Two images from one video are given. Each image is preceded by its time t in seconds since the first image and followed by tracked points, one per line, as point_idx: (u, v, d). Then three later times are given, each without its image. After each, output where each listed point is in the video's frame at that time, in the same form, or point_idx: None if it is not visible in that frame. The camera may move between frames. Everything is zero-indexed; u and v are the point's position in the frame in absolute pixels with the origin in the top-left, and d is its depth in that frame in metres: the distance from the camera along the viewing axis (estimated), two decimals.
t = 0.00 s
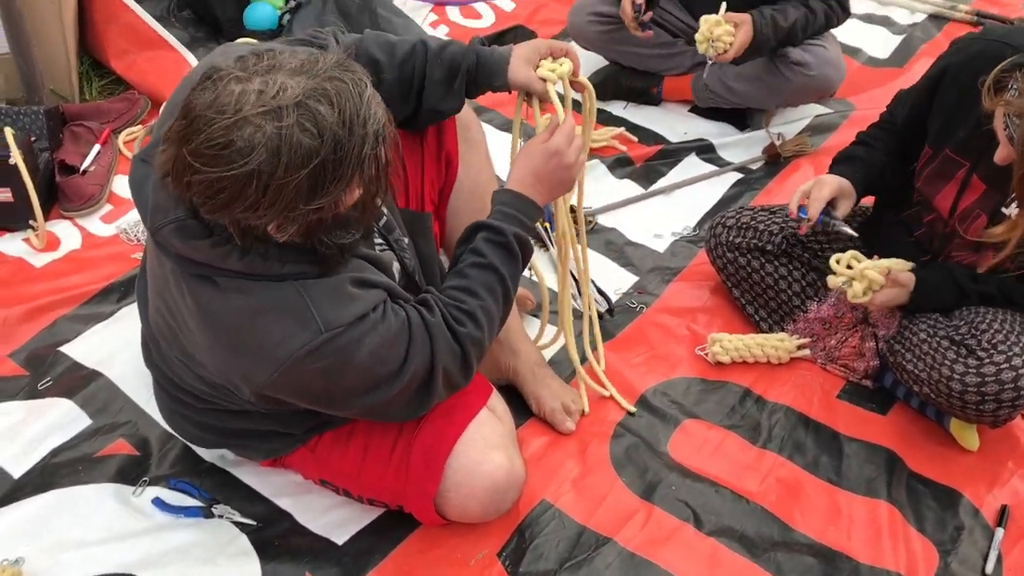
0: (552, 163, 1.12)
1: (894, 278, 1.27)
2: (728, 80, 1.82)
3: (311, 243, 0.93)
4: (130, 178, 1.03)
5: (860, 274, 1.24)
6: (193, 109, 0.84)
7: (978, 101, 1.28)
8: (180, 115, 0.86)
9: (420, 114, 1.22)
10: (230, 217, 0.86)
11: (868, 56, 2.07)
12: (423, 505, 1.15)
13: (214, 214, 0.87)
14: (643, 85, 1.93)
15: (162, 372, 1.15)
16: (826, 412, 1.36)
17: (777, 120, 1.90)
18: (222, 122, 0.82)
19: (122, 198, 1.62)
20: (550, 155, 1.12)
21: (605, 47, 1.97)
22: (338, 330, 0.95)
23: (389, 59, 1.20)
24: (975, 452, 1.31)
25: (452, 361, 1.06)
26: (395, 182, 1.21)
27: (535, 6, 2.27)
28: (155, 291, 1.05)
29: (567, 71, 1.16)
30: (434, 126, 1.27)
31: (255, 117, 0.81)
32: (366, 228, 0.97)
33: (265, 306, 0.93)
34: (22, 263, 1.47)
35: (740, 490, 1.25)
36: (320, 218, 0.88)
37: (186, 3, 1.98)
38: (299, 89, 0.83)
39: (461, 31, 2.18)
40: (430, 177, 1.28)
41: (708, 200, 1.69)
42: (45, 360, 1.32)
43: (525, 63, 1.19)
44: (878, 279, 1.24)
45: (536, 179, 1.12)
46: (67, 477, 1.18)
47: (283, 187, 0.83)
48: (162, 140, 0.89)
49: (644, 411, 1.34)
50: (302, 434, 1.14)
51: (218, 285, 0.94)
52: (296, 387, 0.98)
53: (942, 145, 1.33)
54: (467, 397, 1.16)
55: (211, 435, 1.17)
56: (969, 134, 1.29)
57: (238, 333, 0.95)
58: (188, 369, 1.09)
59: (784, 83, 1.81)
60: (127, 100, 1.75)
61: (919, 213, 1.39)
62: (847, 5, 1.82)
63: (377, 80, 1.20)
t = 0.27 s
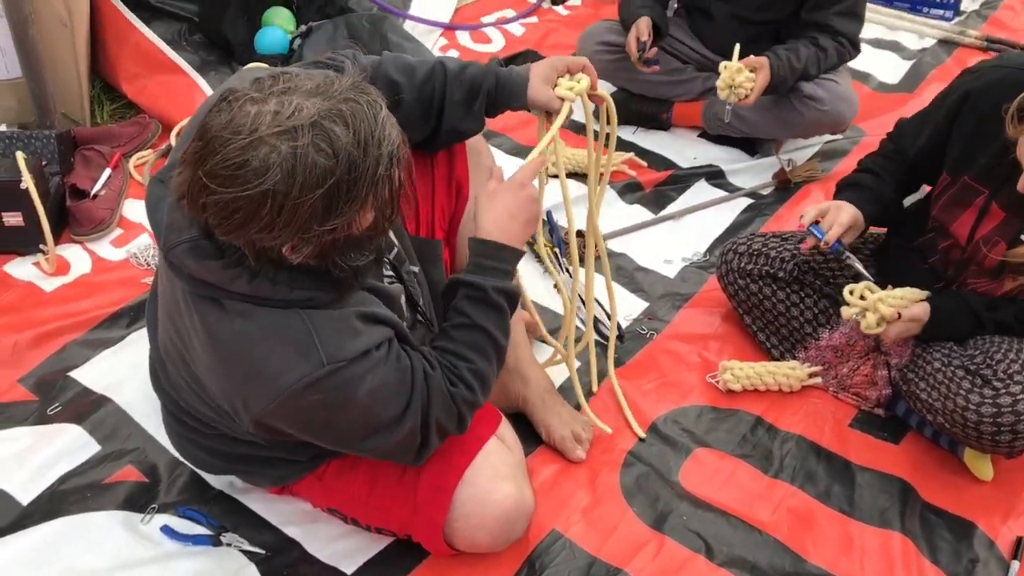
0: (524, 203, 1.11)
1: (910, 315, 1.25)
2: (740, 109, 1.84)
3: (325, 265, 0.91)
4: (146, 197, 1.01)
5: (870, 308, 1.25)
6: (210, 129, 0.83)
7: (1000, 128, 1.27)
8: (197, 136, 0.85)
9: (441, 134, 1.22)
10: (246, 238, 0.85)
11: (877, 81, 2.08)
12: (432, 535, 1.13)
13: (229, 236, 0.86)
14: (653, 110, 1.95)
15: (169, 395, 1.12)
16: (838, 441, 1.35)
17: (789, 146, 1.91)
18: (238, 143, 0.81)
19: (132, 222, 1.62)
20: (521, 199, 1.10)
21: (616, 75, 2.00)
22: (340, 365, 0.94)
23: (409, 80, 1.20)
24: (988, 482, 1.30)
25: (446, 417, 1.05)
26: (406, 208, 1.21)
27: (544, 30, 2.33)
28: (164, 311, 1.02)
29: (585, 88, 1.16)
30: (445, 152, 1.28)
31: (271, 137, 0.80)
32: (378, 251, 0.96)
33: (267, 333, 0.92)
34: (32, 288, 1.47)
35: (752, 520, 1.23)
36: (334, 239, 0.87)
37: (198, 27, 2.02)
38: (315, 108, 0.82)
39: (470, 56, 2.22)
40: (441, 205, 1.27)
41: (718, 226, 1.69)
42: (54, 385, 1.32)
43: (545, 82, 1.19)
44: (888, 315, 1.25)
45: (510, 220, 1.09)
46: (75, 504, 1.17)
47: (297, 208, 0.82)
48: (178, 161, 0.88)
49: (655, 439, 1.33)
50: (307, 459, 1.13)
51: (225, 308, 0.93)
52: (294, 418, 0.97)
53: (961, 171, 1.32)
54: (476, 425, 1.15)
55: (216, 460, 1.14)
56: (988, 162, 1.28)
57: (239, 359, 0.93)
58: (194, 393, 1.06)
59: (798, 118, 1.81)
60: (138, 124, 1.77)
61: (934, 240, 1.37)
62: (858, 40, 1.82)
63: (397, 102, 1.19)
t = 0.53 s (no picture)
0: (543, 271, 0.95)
1: (926, 344, 1.23)
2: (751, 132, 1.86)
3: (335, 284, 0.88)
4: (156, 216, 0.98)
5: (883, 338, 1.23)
6: (225, 146, 0.81)
7: None
8: (211, 153, 0.83)
9: (452, 151, 1.21)
10: (260, 256, 0.82)
11: (890, 103, 2.12)
12: (440, 562, 1.10)
13: (242, 254, 0.83)
14: (665, 131, 1.98)
15: (181, 418, 1.08)
16: (851, 467, 1.33)
17: (799, 170, 1.94)
18: (254, 158, 0.79)
19: (143, 241, 1.65)
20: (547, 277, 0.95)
21: (627, 95, 2.01)
22: (337, 399, 0.87)
23: (420, 98, 1.18)
24: (1006, 512, 1.25)
25: (436, 480, 0.96)
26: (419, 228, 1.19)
27: (555, 51, 2.34)
28: (174, 329, 0.98)
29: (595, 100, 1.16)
30: (458, 171, 1.26)
31: (288, 153, 0.78)
32: (390, 273, 0.93)
33: (268, 357, 0.87)
34: (42, 306, 1.49)
35: (765, 548, 1.21)
36: (348, 258, 0.84)
37: (210, 46, 2.03)
38: (332, 126, 0.81)
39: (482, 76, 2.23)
40: (452, 225, 1.25)
41: (729, 248, 1.71)
42: (63, 406, 1.31)
43: (556, 97, 1.18)
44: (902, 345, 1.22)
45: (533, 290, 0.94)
46: (81, 526, 1.16)
47: (313, 225, 0.79)
48: (192, 179, 0.86)
49: (667, 464, 1.32)
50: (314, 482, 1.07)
51: (233, 329, 0.88)
52: (288, 449, 0.90)
53: (981, 196, 1.29)
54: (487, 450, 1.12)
55: (223, 479, 1.10)
56: (1010, 184, 1.25)
57: (239, 381, 0.88)
58: (201, 409, 1.00)
59: (812, 143, 1.81)
60: (150, 143, 1.80)
61: (952, 263, 1.36)
62: (870, 68, 1.82)
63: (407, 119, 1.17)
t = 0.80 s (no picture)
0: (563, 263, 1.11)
1: (934, 368, 1.22)
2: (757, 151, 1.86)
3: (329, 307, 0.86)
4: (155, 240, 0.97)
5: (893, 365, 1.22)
6: (217, 167, 0.81)
7: None
8: (205, 174, 0.83)
9: (450, 185, 1.21)
10: (251, 277, 0.81)
11: (897, 122, 2.13)
12: None
13: (234, 275, 0.82)
14: (671, 149, 1.98)
15: (179, 440, 1.07)
16: (858, 490, 1.31)
17: (805, 189, 1.93)
18: (245, 179, 0.78)
19: (146, 257, 1.66)
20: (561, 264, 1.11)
21: (633, 113, 2.01)
22: (353, 414, 0.87)
23: (420, 129, 1.18)
24: (1015, 536, 1.24)
25: (466, 463, 0.99)
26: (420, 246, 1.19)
27: (562, 69, 2.34)
28: (174, 356, 0.98)
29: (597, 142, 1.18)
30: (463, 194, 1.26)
31: (278, 174, 0.78)
32: (388, 296, 0.92)
33: (281, 381, 0.87)
34: (45, 323, 1.49)
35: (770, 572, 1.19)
36: (340, 281, 0.84)
37: (217, 63, 2.02)
38: (324, 147, 0.80)
39: (489, 93, 2.23)
40: (455, 244, 1.25)
41: (736, 268, 1.70)
42: (65, 424, 1.31)
43: (556, 136, 1.20)
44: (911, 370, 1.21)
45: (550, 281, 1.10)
46: (81, 545, 1.15)
47: (304, 247, 0.78)
48: (186, 200, 0.86)
49: (671, 487, 1.30)
50: (315, 506, 1.07)
51: (238, 353, 0.88)
52: (308, 466, 0.90)
53: (995, 217, 1.28)
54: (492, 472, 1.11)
55: (223, 502, 1.09)
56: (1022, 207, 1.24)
57: (249, 404, 0.88)
58: (202, 437, 0.99)
59: (818, 163, 1.82)
60: (155, 160, 1.81)
61: (963, 284, 1.34)
62: (880, 88, 1.81)
63: (407, 150, 1.18)
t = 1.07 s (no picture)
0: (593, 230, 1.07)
1: (938, 376, 1.21)
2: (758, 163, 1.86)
3: (327, 321, 0.86)
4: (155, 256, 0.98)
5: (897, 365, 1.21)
6: (218, 182, 0.81)
7: None
8: (205, 188, 0.83)
9: (432, 195, 1.21)
10: (250, 292, 0.82)
11: (898, 134, 2.13)
12: None
13: (233, 290, 0.83)
14: (672, 161, 1.98)
15: (184, 450, 1.06)
16: (859, 504, 1.30)
17: (806, 202, 1.93)
18: (245, 196, 0.78)
19: (147, 270, 1.66)
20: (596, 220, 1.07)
21: (633, 125, 2.02)
22: (362, 418, 0.87)
23: (405, 138, 1.20)
24: (1016, 550, 1.23)
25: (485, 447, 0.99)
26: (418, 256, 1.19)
27: (563, 81, 2.35)
28: (178, 371, 0.98)
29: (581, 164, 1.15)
30: (461, 204, 1.26)
31: (278, 192, 0.78)
32: (388, 307, 0.92)
33: (288, 392, 0.87)
34: (45, 335, 1.50)
35: None
36: (338, 298, 0.84)
37: (220, 75, 2.05)
38: (325, 166, 0.80)
39: (490, 105, 2.23)
40: (456, 257, 1.25)
41: (737, 280, 1.70)
42: (64, 436, 1.32)
43: (537, 154, 1.19)
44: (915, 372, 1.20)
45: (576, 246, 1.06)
46: (79, 558, 1.15)
47: (302, 265, 0.79)
48: (187, 212, 0.86)
49: (672, 500, 1.30)
50: (319, 516, 1.05)
51: (243, 367, 0.87)
52: (320, 471, 0.90)
53: (998, 229, 1.27)
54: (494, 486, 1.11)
55: (224, 514, 1.07)
56: None
57: (258, 417, 0.88)
58: (213, 450, 0.98)
59: (819, 175, 1.82)
60: (157, 172, 1.82)
61: (965, 297, 1.34)
62: (881, 102, 1.82)
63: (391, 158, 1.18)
